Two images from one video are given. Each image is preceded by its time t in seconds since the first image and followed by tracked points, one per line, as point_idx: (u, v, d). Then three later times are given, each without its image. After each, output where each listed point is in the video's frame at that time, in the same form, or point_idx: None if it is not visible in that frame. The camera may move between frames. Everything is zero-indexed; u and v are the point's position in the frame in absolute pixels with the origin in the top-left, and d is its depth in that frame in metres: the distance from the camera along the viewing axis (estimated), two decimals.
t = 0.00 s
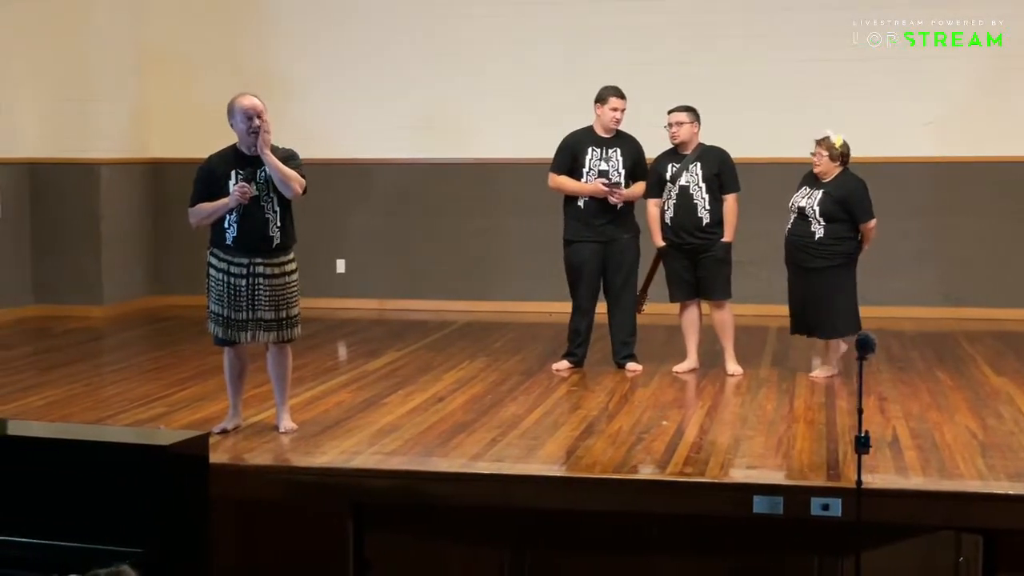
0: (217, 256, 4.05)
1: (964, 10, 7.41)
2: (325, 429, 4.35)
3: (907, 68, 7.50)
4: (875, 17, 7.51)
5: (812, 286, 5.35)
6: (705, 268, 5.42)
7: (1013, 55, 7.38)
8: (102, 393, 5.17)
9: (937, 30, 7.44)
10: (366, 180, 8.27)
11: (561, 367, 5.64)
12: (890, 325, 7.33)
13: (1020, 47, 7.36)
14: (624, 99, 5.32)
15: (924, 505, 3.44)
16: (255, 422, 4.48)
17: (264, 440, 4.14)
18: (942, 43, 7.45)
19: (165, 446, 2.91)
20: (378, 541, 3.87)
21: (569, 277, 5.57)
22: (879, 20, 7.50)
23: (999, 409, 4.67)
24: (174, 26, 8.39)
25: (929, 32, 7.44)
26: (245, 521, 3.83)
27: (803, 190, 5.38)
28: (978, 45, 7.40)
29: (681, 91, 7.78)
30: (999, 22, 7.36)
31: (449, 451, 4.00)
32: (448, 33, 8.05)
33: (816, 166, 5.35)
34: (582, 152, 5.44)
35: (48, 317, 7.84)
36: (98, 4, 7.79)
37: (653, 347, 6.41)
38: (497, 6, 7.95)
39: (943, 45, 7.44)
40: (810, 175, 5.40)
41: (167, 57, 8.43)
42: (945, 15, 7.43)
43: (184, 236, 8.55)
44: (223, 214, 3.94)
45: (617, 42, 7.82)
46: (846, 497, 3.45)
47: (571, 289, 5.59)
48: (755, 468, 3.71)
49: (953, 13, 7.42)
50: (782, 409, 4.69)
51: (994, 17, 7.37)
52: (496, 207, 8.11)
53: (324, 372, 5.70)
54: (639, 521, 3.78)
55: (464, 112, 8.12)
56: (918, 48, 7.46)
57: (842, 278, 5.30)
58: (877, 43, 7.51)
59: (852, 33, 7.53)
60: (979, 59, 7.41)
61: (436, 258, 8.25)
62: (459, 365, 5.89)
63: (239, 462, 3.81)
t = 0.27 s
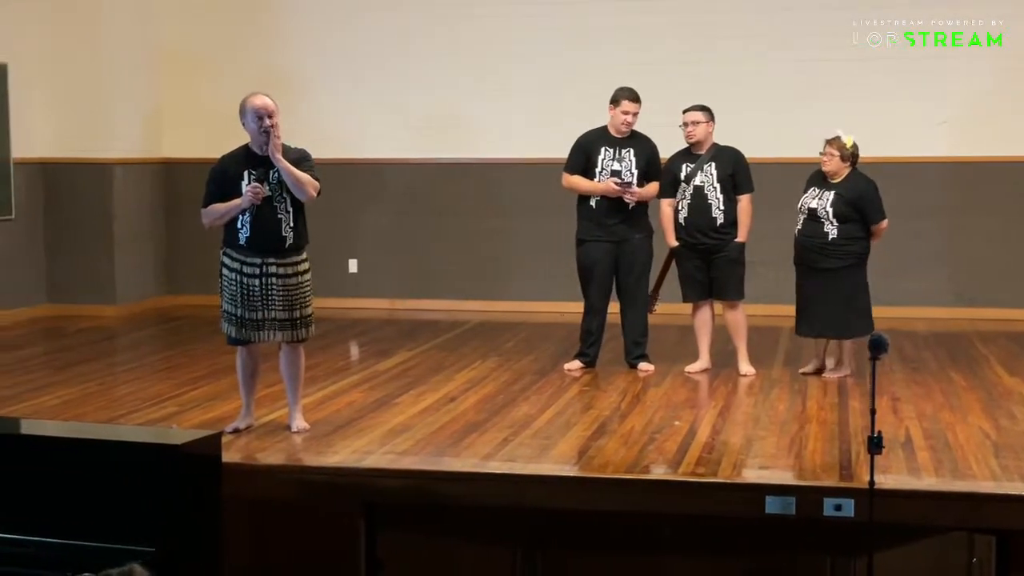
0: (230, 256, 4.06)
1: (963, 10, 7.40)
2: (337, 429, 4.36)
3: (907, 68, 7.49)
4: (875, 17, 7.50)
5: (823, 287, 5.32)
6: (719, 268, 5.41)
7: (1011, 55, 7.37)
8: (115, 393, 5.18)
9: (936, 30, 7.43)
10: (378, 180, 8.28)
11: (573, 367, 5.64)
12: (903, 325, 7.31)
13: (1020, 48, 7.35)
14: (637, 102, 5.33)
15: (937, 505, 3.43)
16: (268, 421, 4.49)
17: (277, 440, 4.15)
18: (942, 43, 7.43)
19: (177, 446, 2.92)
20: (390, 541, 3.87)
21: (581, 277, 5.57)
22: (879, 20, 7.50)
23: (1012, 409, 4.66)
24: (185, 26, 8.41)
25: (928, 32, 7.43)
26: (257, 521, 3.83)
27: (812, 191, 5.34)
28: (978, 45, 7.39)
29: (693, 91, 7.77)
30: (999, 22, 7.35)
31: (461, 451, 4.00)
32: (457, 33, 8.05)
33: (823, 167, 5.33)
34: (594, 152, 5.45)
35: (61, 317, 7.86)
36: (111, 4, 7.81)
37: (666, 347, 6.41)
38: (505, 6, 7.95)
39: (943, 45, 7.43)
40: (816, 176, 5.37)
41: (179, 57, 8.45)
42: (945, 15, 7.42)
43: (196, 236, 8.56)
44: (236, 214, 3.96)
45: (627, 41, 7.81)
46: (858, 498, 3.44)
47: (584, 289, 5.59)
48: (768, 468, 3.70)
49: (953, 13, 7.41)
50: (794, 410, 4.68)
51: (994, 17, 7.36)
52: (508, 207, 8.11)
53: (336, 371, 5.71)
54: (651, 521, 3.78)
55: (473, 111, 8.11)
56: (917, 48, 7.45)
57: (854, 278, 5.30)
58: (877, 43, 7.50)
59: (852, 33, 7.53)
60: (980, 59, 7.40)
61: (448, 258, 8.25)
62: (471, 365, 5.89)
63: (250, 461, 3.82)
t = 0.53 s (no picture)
0: (242, 256, 4.07)
1: (964, 10, 7.39)
2: (349, 429, 4.36)
3: (914, 68, 7.48)
4: (875, 17, 7.49)
5: (835, 286, 5.30)
6: (732, 268, 5.40)
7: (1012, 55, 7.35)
8: (128, 392, 5.19)
9: (937, 30, 7.42)
10: (390, 180, 8.29)
11: (585, 367, 5.63)
12: (916, 326, 7.29)
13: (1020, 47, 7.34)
14: (644, 105, 5.31)
15: (950, 507, 3.42)
16: (280, 421, 4.49)
17: (289, 440, 4.16)
18: (942, 43, 7.42)
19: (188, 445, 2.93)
20: (402, 541, 3.87)
21: (593, 277, 5.57)
22: (879, 20, 7.49)
23: None
24: (198, 26, 8.43)
25: (928, 32, 7.42)
26: (269, 521, 3.83)
27: (820, 191, 5.32)
28: (978, 45, 7.38)
29: (704, 91, 7.76)
30: (999, 21, 7.34)
31: (473, 451, 4.00)
32: (467, 33, 8.05)
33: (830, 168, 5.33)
34: (606, 153, 5.45)
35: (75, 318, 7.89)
36: (123, 5, 7.83)
37: (678, 347, 6.40)
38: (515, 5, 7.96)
39: (943, 45, 7.42)
40: (824, 176, 5.36)
41: (192, 57, 8.47)
42: (946, 15, 7.41)
43: (208, 236, 8.57)
44: (248, 215, 3.97)
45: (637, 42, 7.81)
46: (871, 499, 3.44)
47: (596, 289, 5.58)
48: (780, 468, 3.70)
49: (953, 13, 7.40)
50: (807, 410, 4.67)
51: (994, 17, 7.35)
52: (520, 207, 8.11)
53: (348, 371, 5.72)
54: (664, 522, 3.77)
55: (486, 110, 8.11)
56: (917, 48, 7.44)
57: (864, 278, 5.28)
58: (877, 43, 7.50)
59: (851, 33, 7.53)
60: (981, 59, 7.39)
61: (459, 259, 8.25)
62: (483, 366, 5.89)
63: (262, 460, 3.83)
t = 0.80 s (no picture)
0: (254, 256, 4.08)
1: (964, 10, 7.37)
2: (361, 428, 4.37)
3: (924, 69, 7.45)
4: (873, 17, 7.49)
5: (847, 285, 5.29)
6: (744, 268, 5.40)
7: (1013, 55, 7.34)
8: (141, 391, 5.21)
9: (936, 30, 7.41)
10: (401, 180, 8.29)
11: (596, 368, 5.63)
12: (929, 326, 7.28)
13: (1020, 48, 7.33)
14: (652, 109, 5.29)
15: (963, 508, 3.41)
16: (292, 420, 4.50)
17: (302, 439, 4.16)
18: (942, 43, 7.41)
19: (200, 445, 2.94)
20: (415, 540, 3.88)
21: (606, 277, 5.56)
22: (878, 20, 7.48)
23: None
24: (210, 26, 8.44)
25: (928, 32, 7.41)
26: (282, 520, 3.83)
27: (831, 191, 5.30)
28: (978, 45, 7.36)
29: (715, 91, 7.74)
30: (999, 22, 7.33)
31: (485, 451, 4.01)
32: (477, 34, 8.05)
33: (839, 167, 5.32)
34: (617, 156, 5.45)
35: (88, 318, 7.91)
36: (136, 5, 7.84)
37: (689, 347, 6.40)
38: (523, 5, 7.96)
39: (943, 45, 7.41)
40: (832, 176, 5.35)
41: (203, 58, 8.48)
42: (945, 15, 7.40)
43: (220, 236, 8.59)
44: (260, 216, 3.98)
45: (646, 42, 7.80)
46: (883, 499, 3.43)
47: (608, 289, 5.58)
48: (792, 469, 3.69)
49: (953, 13, 7.39)
50: (819, 411, 4.66)
51: (994, 17, 7.34)
52: (532, 207, 8.11)
53: (360, 371, 5.73)
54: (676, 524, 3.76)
55: (496, 109, 8.11)
56: (917, 48, 7.43)
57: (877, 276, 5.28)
58: (877, 43, 7.49)
59: (851, 32, 7.52)
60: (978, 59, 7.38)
61: (471, 259, 8.25)
62: (494, 365, 5.89)
63: (275, 459, 3.83)
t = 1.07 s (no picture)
0: (266, 256, 4.10)
1: (964, 10, 7.37)
2: (374, 428, 4.37)
3: (936, 68, 7.43)
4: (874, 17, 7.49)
5: (862, 285, 5.28)
6: (755, 268, 5.39)
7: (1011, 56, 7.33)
8: (154, 391, 5.22)
9: (936, 30, 7.40)
10: (414, 180, 8.30)
11: (609, 368, 5.63)
12: (943, 326, 7.25)
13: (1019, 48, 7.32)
14: (661, 110, 5.28)
15: (977, 509, 3.40)
16: (305, 420, 4.51)
17: (314, 439, 4.17)
18: (942, 43, 7.41)
19: (212, 444, 2.94)
20: (427, 540, 3.87)
21: (618, 277, 5.56)
22: (879, 20, 7.48)
23: None
24: (224, 27, 8.46)
25: (928, 32, 7.41)
26: (294, 520, 3.83)
27: (847, 191, 5.29)
28: (978, 45, 7.36)
29: (727, 91, 7.73)
30: (999, 22, 7.32)
31: (497, 451, 4.01)
32: (489, 35, 8.06)
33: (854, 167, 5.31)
34: (628, 156, 5.45)
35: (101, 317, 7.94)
36: (148, 5, 7.86)
37: (702, 348, 6.39)
38: (533, 5, 7.97)
39: (943, 45, 7.40)
40: (847, 176, 5.34)
41: (215, 59, 8.51)
42: (945, 15, 7.39)
43: (233, 236, 8.60)
44: (272, 217, 3.99)
45: (658, 42, 7.79)
46: (897, 500, 3.42)
47: (620, 289, 5.58)
48: (804, 470, 3.68)
49: (953, 13, 7.38)
50: (832, 411, 4.65)
51: (994, 17, 7.33)
52: (544, 207, 8.11)
53: (373, 370, 5.74)
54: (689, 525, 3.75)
55: (507, 109, 8.11)
56: (917, 48, 7.43)
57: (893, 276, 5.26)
58: (877, 43, 7.50)
59: (852, 32, 7.52)
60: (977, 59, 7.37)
61: (483, 259, 8.25)
62: (507, 365, 5.89)
63: (288, 459, 3.82)
